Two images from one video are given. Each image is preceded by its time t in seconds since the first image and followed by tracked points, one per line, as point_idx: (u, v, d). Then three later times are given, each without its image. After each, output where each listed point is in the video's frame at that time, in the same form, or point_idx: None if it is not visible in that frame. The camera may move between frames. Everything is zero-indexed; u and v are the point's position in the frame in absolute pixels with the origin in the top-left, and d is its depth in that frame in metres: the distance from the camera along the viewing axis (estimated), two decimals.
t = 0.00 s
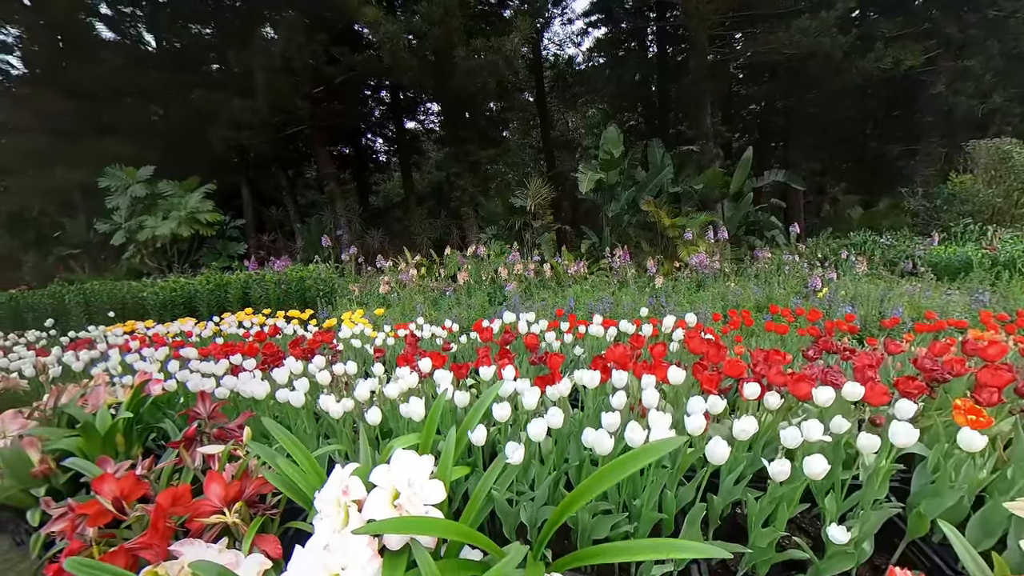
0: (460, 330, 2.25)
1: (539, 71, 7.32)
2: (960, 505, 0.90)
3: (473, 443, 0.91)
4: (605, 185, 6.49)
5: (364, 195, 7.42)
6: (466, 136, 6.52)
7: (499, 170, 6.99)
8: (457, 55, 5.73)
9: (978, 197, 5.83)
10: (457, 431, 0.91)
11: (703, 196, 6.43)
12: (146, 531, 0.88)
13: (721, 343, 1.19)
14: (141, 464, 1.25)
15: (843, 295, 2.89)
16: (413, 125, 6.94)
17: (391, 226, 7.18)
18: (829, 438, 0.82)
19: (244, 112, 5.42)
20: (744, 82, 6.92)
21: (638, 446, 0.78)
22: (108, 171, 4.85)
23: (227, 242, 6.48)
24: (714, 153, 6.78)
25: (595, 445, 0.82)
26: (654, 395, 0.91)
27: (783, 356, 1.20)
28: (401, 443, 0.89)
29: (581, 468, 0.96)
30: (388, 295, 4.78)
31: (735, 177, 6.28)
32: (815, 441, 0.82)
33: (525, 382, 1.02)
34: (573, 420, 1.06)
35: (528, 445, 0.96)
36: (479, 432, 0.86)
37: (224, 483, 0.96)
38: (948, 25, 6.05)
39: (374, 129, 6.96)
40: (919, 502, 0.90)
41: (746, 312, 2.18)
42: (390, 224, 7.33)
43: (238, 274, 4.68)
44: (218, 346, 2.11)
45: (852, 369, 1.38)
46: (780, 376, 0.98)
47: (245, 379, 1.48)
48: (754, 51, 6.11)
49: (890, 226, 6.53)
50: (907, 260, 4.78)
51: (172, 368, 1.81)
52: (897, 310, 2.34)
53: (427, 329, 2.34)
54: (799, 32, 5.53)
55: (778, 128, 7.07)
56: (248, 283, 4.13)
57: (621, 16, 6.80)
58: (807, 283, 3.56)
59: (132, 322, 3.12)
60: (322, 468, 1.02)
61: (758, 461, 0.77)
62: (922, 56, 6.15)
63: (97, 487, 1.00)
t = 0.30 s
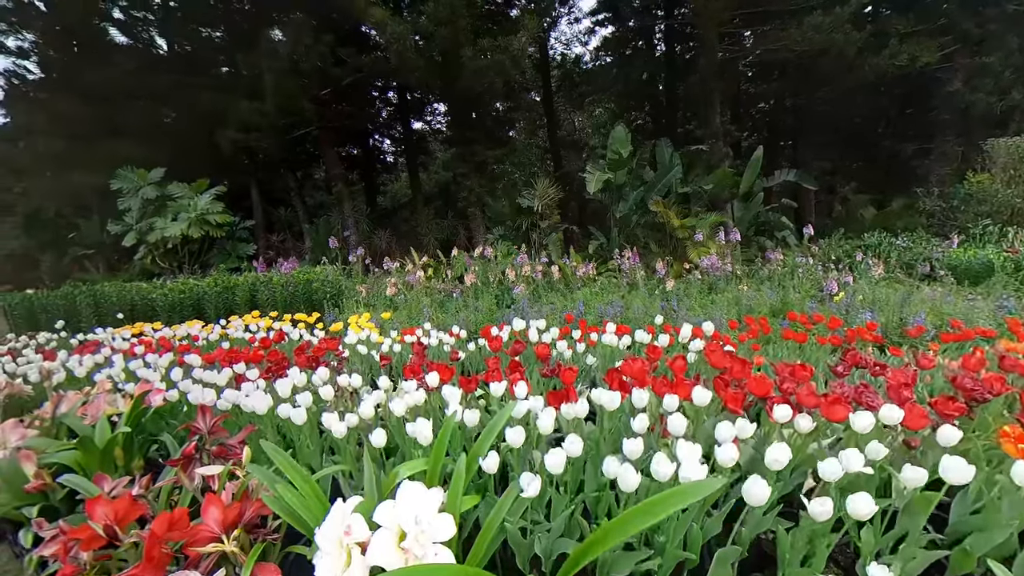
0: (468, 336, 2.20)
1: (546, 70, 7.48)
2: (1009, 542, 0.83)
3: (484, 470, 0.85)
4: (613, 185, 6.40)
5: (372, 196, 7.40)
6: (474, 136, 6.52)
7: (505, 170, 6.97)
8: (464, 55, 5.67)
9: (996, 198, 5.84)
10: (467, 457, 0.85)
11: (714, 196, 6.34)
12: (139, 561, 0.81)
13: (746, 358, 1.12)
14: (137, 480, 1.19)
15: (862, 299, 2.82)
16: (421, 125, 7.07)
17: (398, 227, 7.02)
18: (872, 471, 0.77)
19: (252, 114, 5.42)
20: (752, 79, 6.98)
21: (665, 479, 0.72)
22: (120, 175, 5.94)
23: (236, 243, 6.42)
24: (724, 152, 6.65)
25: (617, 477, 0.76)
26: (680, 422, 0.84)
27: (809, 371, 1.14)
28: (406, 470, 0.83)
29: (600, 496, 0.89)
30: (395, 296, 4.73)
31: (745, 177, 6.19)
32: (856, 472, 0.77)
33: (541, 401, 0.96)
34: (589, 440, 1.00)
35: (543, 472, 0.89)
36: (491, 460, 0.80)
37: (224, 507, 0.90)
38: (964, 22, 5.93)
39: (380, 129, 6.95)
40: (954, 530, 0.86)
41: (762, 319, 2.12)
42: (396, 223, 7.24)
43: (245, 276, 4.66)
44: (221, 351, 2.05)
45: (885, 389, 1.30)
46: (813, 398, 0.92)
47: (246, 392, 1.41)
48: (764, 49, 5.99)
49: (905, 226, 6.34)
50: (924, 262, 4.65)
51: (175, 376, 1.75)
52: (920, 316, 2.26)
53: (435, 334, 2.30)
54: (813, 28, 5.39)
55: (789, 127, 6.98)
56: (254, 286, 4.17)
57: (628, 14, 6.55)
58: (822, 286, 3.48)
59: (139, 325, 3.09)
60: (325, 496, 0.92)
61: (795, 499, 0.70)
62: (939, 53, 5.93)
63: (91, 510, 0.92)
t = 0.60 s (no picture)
0: (475, 343, 2.15)
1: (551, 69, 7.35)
2: None
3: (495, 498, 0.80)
4: (619, 185, 6.32)
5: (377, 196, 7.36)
6: (479, 136, 6.48)
7: (510, 170, 6.93)
8: (470, 55, 5.66)
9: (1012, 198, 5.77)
10: (476, 485, 0.81)
11: (721, 197, 6.27)
12: None
13: (770, 377, 1.08)
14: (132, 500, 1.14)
15: (877, 305, 2.74)
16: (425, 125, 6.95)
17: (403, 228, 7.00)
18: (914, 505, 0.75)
19: (259, 115, 5.57)
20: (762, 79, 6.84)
21: (693, 517, 0.67)
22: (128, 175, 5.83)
23: (242, 244, 6.43)
24: (732, 153, 6.57)
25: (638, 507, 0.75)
26: (706, 448, 0.79)
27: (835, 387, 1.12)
28: (412, 499, 0.79)
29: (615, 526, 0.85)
30: (400, 298, 4.69)
31: (753, 176, 6.12)
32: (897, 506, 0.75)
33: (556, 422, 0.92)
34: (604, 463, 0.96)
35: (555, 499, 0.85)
36: (502, 490, 0.74)
37: (221, 531, 0.83)
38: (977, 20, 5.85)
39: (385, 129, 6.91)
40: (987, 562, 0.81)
41: (779, 326, 2.07)
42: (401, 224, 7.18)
43: (251, 278, 4.63)
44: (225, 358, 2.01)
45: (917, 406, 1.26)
46: (844, 421, 0.91)
47: (247, 406, 1.37)
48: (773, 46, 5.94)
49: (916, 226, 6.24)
50: (938, 265, 4.55)
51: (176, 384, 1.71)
52: (941, 324, 2.19)
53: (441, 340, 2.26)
54: (823, 25, 5.38)
55: (798, 126, 6.90)
56: (259, 288, 4.14)
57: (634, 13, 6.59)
58: (835, 289, 3.41)
59: (145, 328, 3.07)
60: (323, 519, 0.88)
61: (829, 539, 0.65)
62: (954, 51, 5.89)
63: (83, 535, 0.86)
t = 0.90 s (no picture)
0: (480, 351, 2.11)
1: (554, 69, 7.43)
2: None
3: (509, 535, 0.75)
4: (623, 186, 6.27)
5: (380, 196, 7.32)
6: (482, 136, 6.44)
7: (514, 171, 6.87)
8: (474, 55, 5.64)
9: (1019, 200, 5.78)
10: (487, 523, 0.75)
11: (727, 198, 6.21)
12: None
13: (794, 399, 1.03)
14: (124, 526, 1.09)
15: (888, 310, 2.68)
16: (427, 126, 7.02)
17: (406, 228, 6.98)
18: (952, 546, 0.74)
19: (262, 116, 5.50)
20: (762, 79, 6.86)
21: (724, 563, 0.66)
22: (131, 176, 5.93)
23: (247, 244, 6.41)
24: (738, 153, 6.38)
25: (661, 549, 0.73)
26: (736, 486, 0.78)
27: (860, 409, 1.09)
28: (417, 537, 0.74)
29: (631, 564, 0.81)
30: (404, 300, 4.65)
31: (759, 177, 6.06)
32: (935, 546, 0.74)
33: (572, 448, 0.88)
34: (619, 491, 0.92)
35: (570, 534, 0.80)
36: (517, 529, 0.72)
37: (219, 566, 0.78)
38: (989, 19, 5.54)
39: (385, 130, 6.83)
40: None
41: (791, 335, 2.02)
42: (405, 224, 7.16)
43: (253, 281, 4.60)
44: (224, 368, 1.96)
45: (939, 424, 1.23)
46: (876, 449, 0.87)
47: (245, 424, 1.32)
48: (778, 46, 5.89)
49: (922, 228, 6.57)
50: (948, 269, 4.48)
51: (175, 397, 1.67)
52: (957, 333, 2.13)
53: (442, 349, 2.22)
54: (831, 24, 5.30)
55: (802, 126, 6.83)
56: (261, 291, 4.12)
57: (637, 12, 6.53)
58: (845, 293, 3.34)
59: (146, 332, 3.03)
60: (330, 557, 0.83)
61: None
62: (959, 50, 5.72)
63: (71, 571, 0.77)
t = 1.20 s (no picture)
0: (482, 359, 2.07)
1: (556, 69, 7.38)
2: None
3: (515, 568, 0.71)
4: (624, 187, 6.25)
5: (381, 197, 7.30)
6: (482, 136, 6.40)
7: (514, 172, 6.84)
8: (474, 55, 5.61)
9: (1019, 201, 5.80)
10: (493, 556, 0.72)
11: (728, 199, 6.19)
12: None
13: (809, 417, 1.00)
14: (116, 548, 1.05)
15: (892, 316, 2.65)
16: (428, 125, 6.88)
17: (407, 229, 6.96)
18: None
19: (262, 117, 5.52)
20: (766, 79, 6.71)
21: None
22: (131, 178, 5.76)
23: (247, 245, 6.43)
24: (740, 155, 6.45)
25: None
26: (754, 518, 0.74)
27: (874, 426, 1.07)
28: (420, 567, 0.69)
29: None
30: (404, 303, 4.61)
31: (759, 178, 6.05)
32: None
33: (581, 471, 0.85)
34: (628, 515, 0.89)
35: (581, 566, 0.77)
36: (527, 562, 0.68)
37: None
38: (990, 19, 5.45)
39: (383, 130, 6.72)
40: None
41: (798, 343, 1.99)
42: (405, 225, 7.15)
43: (252, 283, 4.57)
44: (222, 377, 1.93)
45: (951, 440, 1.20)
46: (896, 474, 0.84)
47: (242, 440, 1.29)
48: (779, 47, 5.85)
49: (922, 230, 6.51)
50: (950, 271, 4.45)
51: (172, 409, 1.64)
52: (964, 340, 2.10)
53: (441, 358, 2.18)
54: (833, 25, 5.25)
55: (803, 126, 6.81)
56: (260, 294, 4.08)
57: (638, 11, 6.35)
58: (849, 297, 3.31)
59: (145, 336, 3.00)
60: None
61: None
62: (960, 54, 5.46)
63: None
